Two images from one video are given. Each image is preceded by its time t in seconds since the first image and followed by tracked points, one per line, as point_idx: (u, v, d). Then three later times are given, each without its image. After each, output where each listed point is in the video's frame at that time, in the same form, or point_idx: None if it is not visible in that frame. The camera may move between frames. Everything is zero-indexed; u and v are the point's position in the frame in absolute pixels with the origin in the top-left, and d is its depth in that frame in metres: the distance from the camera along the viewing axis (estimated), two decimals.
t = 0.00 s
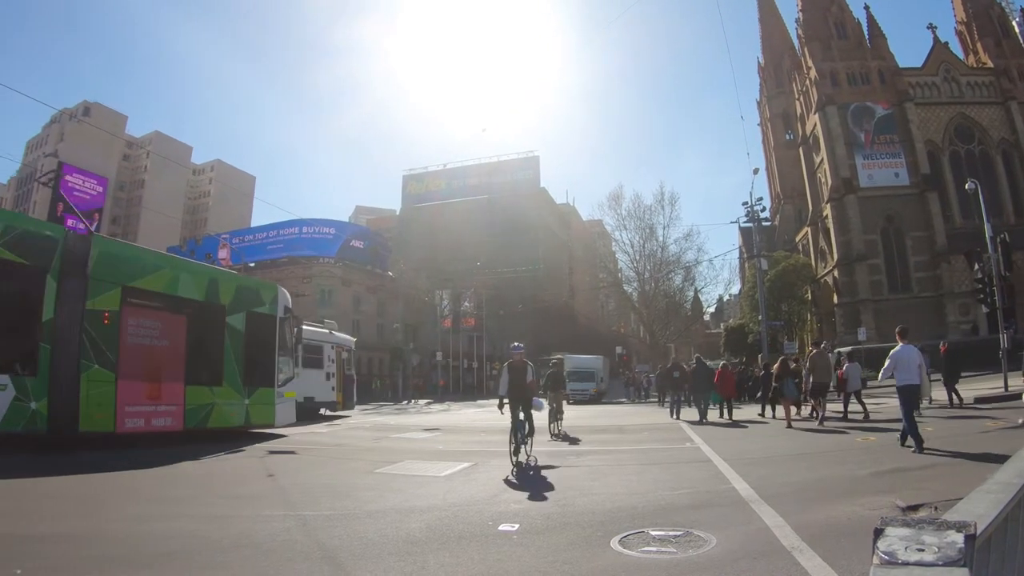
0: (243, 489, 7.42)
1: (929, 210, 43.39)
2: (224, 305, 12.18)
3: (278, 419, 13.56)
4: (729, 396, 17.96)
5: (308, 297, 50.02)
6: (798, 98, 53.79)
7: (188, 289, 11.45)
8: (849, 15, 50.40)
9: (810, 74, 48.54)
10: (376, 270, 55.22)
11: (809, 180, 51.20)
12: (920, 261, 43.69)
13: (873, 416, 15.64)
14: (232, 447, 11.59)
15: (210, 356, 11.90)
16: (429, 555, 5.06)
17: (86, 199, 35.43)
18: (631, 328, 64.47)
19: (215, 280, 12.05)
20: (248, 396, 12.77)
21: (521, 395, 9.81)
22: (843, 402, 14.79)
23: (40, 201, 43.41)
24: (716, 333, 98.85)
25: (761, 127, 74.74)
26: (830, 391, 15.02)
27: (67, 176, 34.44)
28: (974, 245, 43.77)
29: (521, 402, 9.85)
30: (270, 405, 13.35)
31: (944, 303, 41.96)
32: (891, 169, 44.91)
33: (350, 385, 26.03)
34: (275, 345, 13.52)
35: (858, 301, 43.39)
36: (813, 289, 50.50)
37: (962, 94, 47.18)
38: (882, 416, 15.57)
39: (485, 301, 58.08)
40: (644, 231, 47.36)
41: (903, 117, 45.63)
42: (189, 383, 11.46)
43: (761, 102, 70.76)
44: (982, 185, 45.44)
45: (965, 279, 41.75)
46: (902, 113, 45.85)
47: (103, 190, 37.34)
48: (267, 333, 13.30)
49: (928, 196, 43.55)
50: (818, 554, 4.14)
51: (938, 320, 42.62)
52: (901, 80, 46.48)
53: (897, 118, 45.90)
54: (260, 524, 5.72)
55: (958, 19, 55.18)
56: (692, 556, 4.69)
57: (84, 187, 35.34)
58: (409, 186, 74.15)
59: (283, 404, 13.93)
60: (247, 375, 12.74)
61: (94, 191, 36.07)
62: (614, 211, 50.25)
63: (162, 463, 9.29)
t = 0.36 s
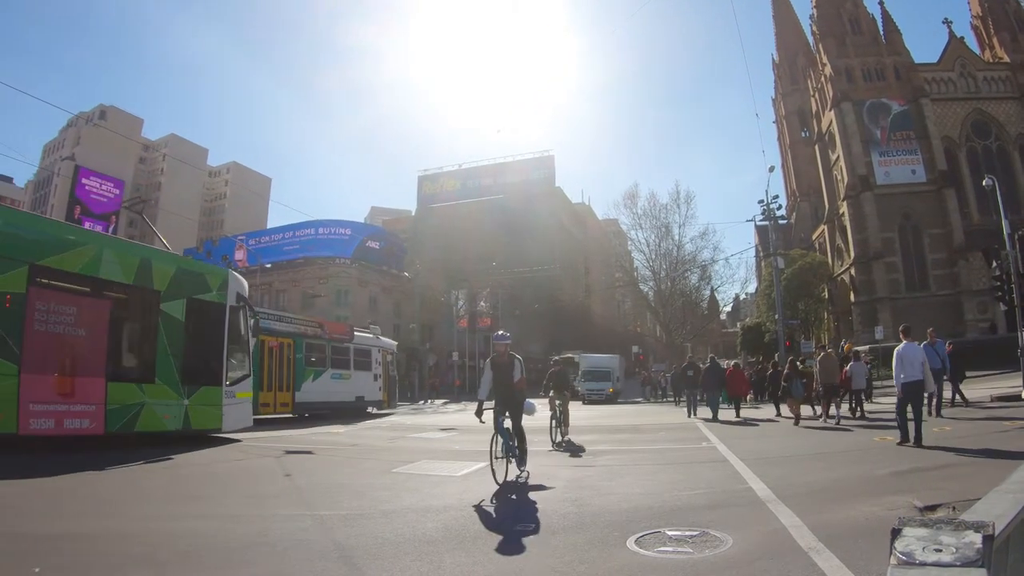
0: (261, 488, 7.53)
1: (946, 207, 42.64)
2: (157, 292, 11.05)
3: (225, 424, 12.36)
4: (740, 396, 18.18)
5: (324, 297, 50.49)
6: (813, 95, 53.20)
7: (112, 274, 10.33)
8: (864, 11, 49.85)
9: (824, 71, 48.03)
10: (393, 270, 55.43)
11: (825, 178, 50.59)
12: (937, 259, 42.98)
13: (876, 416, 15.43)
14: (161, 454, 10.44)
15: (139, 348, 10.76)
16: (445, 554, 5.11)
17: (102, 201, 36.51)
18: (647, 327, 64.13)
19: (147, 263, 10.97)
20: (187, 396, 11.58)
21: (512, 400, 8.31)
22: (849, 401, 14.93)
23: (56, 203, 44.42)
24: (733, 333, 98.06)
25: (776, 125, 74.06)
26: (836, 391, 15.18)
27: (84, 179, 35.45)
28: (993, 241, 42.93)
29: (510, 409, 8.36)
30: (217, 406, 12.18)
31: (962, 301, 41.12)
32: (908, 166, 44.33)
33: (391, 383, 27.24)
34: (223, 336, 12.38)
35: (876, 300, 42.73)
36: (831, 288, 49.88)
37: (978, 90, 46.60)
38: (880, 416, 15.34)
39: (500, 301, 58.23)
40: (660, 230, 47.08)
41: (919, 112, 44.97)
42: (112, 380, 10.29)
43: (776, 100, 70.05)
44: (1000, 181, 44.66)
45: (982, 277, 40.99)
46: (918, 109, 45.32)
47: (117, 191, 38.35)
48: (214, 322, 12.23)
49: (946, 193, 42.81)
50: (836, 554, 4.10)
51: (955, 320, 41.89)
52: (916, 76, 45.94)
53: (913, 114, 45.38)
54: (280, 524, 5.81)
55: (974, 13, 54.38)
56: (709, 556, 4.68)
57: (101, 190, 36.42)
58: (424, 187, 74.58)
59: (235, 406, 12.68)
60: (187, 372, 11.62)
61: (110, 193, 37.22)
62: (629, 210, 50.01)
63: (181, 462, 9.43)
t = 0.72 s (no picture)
0: (278, 488, 7.61)
1: (964, 203, 41.91)
2: (73, 274, 9.68)
3: (160, 428, 10.88)
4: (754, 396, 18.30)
5: (341, 297, 51.02)
6: (828, 92, 52.54)
7: (16, 253, 9.03)
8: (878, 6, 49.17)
9: (839, 68, 47.40)
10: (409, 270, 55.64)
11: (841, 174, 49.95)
12: (955, 256, 42.22)
13: (883, 416, 15.18)
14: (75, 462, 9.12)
15: (49, 337, 9.39)
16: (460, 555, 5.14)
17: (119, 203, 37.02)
18: (663, 326, 63.74)
19: (62, 239, 9.68)
20: (110, 396, 10.13)
21: (479, 405, 6.59)
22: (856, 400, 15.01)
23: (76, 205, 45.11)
24: (749, 331, 97.28)
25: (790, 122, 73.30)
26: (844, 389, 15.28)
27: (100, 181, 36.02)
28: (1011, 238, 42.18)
29: (482, 417, 6.68)
30: (147, 406, 10.66)
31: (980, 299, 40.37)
32: (925, 162, 43.62)
33: (435, 382, 27.78)
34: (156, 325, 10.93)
35: (893, 298, 42.05)
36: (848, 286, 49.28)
37: (994, 85, 45.91)
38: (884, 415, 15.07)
39: (515, 301, 58.33)
40: (676, 229, 46.77)
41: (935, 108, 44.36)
42: (13, 375, 8.96)
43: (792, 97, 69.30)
44: (1018, 177, 43.87)
45: (1001, 274, 40.17)
46: (934, 105, 44.65)
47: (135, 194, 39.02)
48: (145, 309, 10.78)
49: (963, 189, 42.06)
50: (853, 555, 4.06)
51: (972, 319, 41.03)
52: (932, 72, 45.28)
53: (929, 110, 44.71)
54: (296, 523, 5.87)
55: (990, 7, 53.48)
56: (726, 557, 4.65)
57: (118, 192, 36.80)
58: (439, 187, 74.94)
59: (172, 407, 11.11)
60: (110, 367, 10.18)
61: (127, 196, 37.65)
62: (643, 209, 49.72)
63: (199, 462, 9.56)
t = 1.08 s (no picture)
0: (295, 488, 7.72)
1: (982, 200, 41.10)
2: None
3: (76, 430, 10.02)
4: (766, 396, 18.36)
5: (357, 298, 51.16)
6: (844, 89, 51.89)
7: None
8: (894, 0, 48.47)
9: (854, 64, 46.83)
10: (424, 270, 55.85)
11: (858, 171, 49.26)
12: (973, 254, 41.46)
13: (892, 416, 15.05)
14: None
15: None
16: (478, 554, 5.19)
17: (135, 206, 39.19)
18: (680, 326, 63.25)
19: None
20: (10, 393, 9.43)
21: (388, 418, 4.88)
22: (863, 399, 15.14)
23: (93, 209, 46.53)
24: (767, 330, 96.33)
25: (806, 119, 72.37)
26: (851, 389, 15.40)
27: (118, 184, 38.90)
28: None
29: (396, 435, 4.97)
30: (54, 405, 9.81)
31: (999, 297, 39.62)
32: (942, 159, 42.89)
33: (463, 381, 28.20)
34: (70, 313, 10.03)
35: (910, 295, 41.36)
36: (865, 283, 48.67)
37: (1012, 79, 45.12)
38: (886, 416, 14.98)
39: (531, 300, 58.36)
40: (692, 228, 46.42)
41: (952, 103, 43.73)
42: None
43: (807, 93, 68.48)
44: None
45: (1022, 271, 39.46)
46: (950, 100, 43.98)
47: (150, 196, 42.08)
48: (55, 294, 9.95)
49: (981, 185, 41.28)
50: (870, 555, 4.03)
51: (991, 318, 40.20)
52: (949, 67, 44.60)
53: (946, 105, 44.03)
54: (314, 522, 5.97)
55: None
56: (743, 557, 4.62)
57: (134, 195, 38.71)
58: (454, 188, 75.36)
59: (90, 406, 10.23)
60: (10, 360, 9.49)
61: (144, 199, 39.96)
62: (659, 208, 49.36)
63: (218, 461, 9.69)
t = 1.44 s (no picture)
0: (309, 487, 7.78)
1: (997, 196, 40.38)
2: None
3: None
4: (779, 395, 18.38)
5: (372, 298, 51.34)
6: (858, 86, 51.34)
7: None
8: None
9: (868, 60, 46.33)
10: (439, 270, 56.07)
11: (873, 169, 48.67)
12: (989, 251, 40.81)
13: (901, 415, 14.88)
14: None
15: None
16: (493, 553, 5.21)
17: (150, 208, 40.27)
18: (695, 325, 62.93)
19: None
20: None
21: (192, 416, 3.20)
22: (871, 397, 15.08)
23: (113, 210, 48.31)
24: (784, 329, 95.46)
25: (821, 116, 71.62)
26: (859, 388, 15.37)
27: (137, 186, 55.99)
28: None
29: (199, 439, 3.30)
30: None
31: (1017, 295, 38.91)
32: (958, 155, 42.21)
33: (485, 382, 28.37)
34: None
35: (925, 294, 40.78)
36: (880, 281, 48.11)
37: None
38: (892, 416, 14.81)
39: (546, 300, 58.38)
40: (707, 226, 46.11)
41: (967, 100, 43.10)
42: None
43: (821, 90, 67.73)
44: None
45: None
46: (965, 96, 43.36)
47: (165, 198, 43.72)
48: None
49: (997, 182, 40.58)
50: (886, 556, 3.98)
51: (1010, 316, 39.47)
52: (963, 63, 44.00)
53: (961, 102, 43.42)
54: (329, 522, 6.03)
55: None
56: (758, 557, 4.61)
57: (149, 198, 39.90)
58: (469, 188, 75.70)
59: None
60: None
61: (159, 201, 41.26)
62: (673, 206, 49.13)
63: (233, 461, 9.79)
